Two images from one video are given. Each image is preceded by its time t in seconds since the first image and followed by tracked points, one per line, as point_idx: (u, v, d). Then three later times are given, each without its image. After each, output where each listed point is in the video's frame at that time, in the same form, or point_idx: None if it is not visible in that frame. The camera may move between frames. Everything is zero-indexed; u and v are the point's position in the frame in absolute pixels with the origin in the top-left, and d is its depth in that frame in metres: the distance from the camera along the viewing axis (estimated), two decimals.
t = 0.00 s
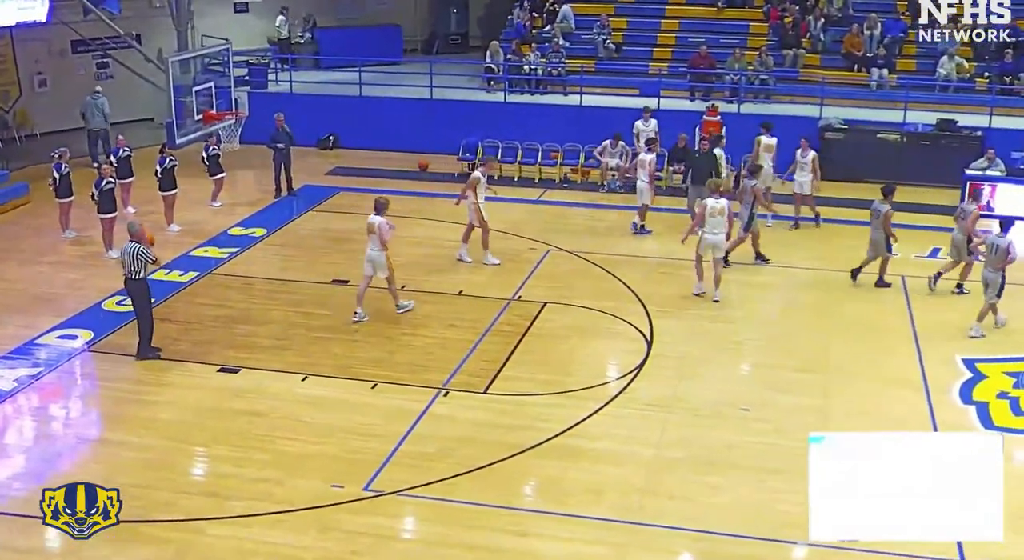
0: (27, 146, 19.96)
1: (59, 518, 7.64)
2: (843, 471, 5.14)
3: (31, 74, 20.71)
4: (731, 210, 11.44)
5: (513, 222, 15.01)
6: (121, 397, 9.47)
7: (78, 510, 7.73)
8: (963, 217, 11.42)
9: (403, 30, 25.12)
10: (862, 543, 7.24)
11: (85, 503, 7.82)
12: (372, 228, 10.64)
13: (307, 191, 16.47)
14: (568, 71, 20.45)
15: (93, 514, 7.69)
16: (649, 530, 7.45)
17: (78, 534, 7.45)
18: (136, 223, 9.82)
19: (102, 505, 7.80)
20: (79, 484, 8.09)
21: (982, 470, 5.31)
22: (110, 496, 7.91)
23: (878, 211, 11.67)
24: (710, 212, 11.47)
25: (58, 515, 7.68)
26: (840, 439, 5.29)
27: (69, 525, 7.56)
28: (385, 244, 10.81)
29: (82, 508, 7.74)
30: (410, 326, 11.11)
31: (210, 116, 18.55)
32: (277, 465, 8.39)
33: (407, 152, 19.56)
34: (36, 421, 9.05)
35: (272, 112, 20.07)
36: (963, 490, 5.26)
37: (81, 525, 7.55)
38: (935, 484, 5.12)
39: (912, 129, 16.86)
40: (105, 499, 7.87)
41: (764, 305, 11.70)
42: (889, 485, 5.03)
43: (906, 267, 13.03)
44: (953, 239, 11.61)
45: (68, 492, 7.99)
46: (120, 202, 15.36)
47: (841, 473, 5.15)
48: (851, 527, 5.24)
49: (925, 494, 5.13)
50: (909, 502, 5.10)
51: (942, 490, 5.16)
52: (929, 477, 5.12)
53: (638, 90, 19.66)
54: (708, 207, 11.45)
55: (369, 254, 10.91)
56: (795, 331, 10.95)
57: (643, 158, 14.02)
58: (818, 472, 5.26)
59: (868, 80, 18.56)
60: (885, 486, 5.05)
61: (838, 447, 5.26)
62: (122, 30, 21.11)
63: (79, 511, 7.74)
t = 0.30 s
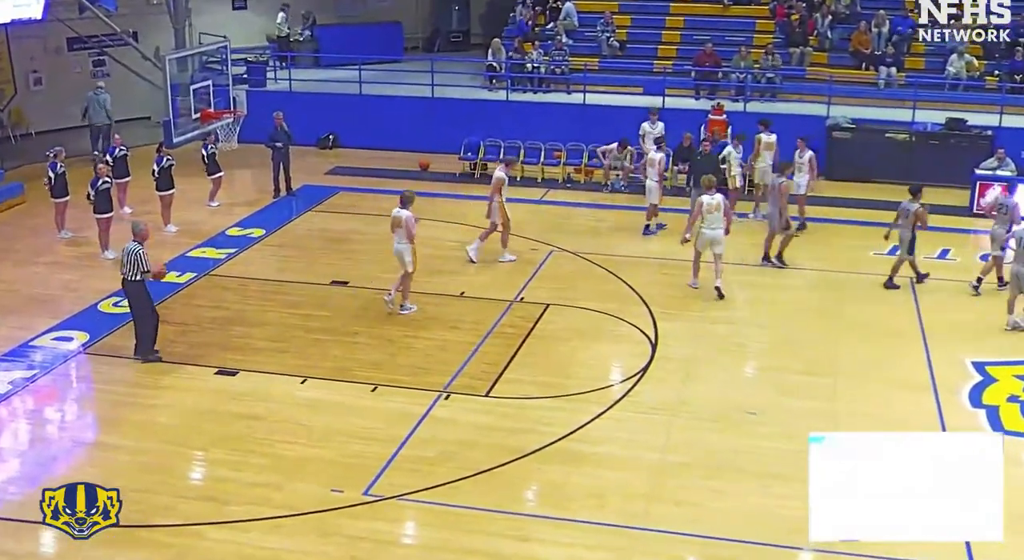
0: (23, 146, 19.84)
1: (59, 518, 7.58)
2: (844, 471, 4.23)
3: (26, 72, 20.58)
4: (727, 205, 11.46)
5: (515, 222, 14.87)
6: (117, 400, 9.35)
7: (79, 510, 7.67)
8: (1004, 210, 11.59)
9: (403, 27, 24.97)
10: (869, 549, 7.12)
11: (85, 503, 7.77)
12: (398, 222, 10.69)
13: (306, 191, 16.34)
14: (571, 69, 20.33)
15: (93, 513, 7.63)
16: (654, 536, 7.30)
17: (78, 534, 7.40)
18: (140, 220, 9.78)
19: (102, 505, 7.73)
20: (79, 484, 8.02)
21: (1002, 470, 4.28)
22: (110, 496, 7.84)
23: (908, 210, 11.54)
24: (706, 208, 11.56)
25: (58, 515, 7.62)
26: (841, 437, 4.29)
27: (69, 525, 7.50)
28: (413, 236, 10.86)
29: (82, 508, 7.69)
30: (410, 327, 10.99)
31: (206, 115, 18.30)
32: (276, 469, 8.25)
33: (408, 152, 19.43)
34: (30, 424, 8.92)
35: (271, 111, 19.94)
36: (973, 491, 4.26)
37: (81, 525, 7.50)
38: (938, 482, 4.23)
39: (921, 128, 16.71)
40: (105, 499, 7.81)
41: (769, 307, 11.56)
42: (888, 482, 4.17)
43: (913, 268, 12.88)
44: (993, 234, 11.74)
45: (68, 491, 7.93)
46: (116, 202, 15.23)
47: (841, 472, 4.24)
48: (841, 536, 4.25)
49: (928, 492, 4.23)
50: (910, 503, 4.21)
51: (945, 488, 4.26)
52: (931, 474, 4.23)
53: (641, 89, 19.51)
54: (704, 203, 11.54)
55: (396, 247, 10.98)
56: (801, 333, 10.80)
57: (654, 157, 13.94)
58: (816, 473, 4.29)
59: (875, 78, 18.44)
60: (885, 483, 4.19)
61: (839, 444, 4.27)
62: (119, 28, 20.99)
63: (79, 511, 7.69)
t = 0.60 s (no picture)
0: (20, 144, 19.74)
1: (60, 518, 7.51)
2: (844, 471, 4.00)
3: (23, 70, 20.49)
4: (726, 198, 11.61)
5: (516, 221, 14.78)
6: (114, 400, 9.26)
7: (79, 510, 7.60)
8: None
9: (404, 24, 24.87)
10: (877, 553, 7.00)
11: (86, 503, 7.69)
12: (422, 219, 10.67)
13: (305, 190, 16.24)
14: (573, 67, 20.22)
15: (93, 513, 7.56)
16: (658, 539, 7.19)
17: (78, 533, 7.32)
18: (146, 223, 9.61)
19: (102, 505, 7.66)
20: (79, 484, 7.95)
21: (1003, 470, 4.04)
22: (110, 496, 7.77)
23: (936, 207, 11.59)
24: (705, 200, 11.71)
25: (58, 514, 7.54)
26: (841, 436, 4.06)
27: (69, 525, 7.43)
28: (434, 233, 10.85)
29: (82, 508, 7.62)
30: (411, 328, 10.89)
31: (204, 113, 18.21)
32: (275, 471, 8.15)
33: (409, 150, 19.34)
34: (26, 425, 8.83)
35: (270, 109, 19.85)
36: (974, 491, 4.01)
37: (81, 524, 7.43)
38: (938, 482, 3.99)
39: (928, 127, 16.61)
40: (105, 499, 7.73)
41: (772, 307, 11.46)
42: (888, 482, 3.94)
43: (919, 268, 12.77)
44: None
45: (68, 491, 7.85)
46: (113, 201, 15.13)
47: (841, 472, 4.01)
48: (841, 537, 3.99)
49: (928, 491, 3.98)
50: (910, 504, 3.98)
51: (946, 489, 4.01)
52: (931, 474, 4.00)
53: (644, 87, 19.40)
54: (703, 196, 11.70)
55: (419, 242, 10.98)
56: (805, 335, 10.69)
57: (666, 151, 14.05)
58: (815, 473, 4.05)
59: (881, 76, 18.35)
60: (885, 483, 3.95)
61: (840, 443, 4.05)
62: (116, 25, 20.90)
63: (79, 511, 7.61)
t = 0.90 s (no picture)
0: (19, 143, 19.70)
1: (59, 518, 7.44)
2: (846, 473, 4.74)
3: (22, 67, 20.46)
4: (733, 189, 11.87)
5: (519, 220, 14.73)
6: (114, 400, 9.21)
7: (79, 510, 7.53)
8: None
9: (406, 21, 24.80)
10: (883, 553, 6.95)
11: (85, 503, 7.62)
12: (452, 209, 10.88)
13: (307, 188, 16.19)
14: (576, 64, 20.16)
15: (93, 514, 7.49)
16: (662, 539, 7.14)
17: (78, 534, 7.25)
18: (150, 226, 9.45)
19: (102, 505, 7.60)
20: (79, 484, 7.88)
21: (993, 471, 4.71)
22: (110, 496, 7.71)
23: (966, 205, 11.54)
24: (713, 191, 11.96)
25: (58, 514, 7.48)
26: (845, 441, 4.79)
27: (69, 525, 7.36)
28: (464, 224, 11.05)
29: (82, 508, 7.54)
30: (413, 327, 10.83)
31: (204, 110, 18.23)
32: (276, 471, 8.10)
33: (412, 148, 19.28)
34: (26, 425, 8.77)
35: (271, 106, 19.79)
36: (967, 491, 4.72)
37: (81, 524, 7.36)
38: (934, 484, 4.69)
39: (934, 124, 16.57)
40: (105, 499, 7.67)
41: (777, 307, 11.40)
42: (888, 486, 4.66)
43: (924, 267, 12.71)
44: None
45: (69, 491, 7.78)
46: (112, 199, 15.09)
47: (844, 474, 4.75)
48: (844, 531, 4.79)
49: (923, 493, 4.68)
50: (907, 503, 4.71)
51: (943, 490, 4.71)
52: (927, 477, 4.69)
53: (648, 84, 19.34)
54: (711, 186, 11.96)
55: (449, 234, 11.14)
56: (809, 334, 10.64)
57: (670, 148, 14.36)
58: (820, 472, 4.82)
59: (887, 73, 18.29)
60: (885, 486, 4.67)
61: (842, 448, 4.78)
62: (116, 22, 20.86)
63: (79, 511, 7.54)
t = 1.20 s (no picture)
0: (22, 141, 19.67)
1: (59, 518, 7.41)
2: (848, 472, 4.91)
3: (25, 65, 20.44)
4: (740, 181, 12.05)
5: (522, 218, 14.72)
6: (117, 398, 9.20)
7: (79, 510, 7.51)
8: None
9: (409, 19, 24.80)
10: (887, 552, 6.93)
11: (85, 503, 7.59)
12: (482, 206, 10.92)
13: (310, 186, 16.20)
14: (580, 62, 20.15)
15: (93, 514, 7.47)
16: (664, 539, 7.12)
17: (78, 534, 7.23)
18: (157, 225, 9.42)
19: (102, 505, 7.57)
20: (79, 484, 7.85)
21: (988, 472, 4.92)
22: (110, 496, 7.68)
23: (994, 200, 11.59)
24: (720, 182, 12.16)
25: (58, 515, 7.45)
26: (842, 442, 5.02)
27: (69, 525, 7.33)
28: (491, 221, 11.13)
29: (82, 508, 7.52)
30: (416, 325, 10.81)
31: (207, 109, 18.20)
32: (278, 469, 8.09)
33: (415, 146, 19.26)
34: (29, 423, 8.77)
35: (275, 104, 19.79)
36: (964, 492, 4.91)
37: (81, 524, 7.33)
38: (934, 485, 4.84)
39: (938, 123, 16.56)
40: (105, 499, 7.65)
41: (781, 306, 11.38)
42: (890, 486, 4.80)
43: (928, 266, 12.68)
44: None
45: (68, 491, 7.76)
46: (115, 197, 15.09)
47: (845, 474, 4.93)
48: (844, 531, 4.98)
49: (924, 494, 4.83)
50: (907, 503, 4.88)
51: (942, 490, 4.88)
52: (928, 477, 4.85)
53: (651, 82, 19.33)
54: (719, 177, 12.14)
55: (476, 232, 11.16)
56: (812, 333, 10.63)
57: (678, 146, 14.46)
58: (822, 473, 5.00)
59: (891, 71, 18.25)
60: (887, 486, 4.82)
61: (842, 449, 5.00)
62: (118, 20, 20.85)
63: (79, 511, 7.51)
